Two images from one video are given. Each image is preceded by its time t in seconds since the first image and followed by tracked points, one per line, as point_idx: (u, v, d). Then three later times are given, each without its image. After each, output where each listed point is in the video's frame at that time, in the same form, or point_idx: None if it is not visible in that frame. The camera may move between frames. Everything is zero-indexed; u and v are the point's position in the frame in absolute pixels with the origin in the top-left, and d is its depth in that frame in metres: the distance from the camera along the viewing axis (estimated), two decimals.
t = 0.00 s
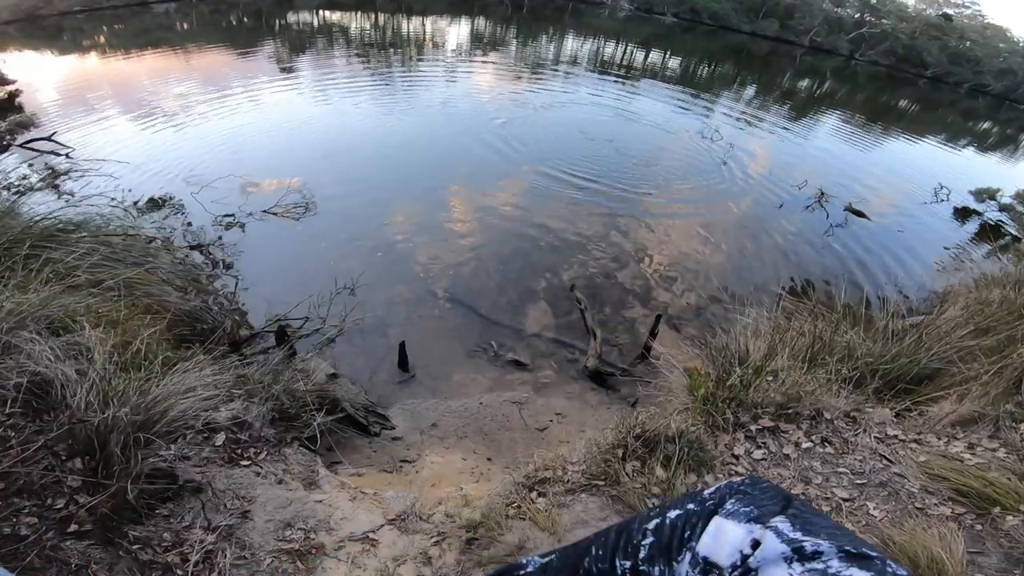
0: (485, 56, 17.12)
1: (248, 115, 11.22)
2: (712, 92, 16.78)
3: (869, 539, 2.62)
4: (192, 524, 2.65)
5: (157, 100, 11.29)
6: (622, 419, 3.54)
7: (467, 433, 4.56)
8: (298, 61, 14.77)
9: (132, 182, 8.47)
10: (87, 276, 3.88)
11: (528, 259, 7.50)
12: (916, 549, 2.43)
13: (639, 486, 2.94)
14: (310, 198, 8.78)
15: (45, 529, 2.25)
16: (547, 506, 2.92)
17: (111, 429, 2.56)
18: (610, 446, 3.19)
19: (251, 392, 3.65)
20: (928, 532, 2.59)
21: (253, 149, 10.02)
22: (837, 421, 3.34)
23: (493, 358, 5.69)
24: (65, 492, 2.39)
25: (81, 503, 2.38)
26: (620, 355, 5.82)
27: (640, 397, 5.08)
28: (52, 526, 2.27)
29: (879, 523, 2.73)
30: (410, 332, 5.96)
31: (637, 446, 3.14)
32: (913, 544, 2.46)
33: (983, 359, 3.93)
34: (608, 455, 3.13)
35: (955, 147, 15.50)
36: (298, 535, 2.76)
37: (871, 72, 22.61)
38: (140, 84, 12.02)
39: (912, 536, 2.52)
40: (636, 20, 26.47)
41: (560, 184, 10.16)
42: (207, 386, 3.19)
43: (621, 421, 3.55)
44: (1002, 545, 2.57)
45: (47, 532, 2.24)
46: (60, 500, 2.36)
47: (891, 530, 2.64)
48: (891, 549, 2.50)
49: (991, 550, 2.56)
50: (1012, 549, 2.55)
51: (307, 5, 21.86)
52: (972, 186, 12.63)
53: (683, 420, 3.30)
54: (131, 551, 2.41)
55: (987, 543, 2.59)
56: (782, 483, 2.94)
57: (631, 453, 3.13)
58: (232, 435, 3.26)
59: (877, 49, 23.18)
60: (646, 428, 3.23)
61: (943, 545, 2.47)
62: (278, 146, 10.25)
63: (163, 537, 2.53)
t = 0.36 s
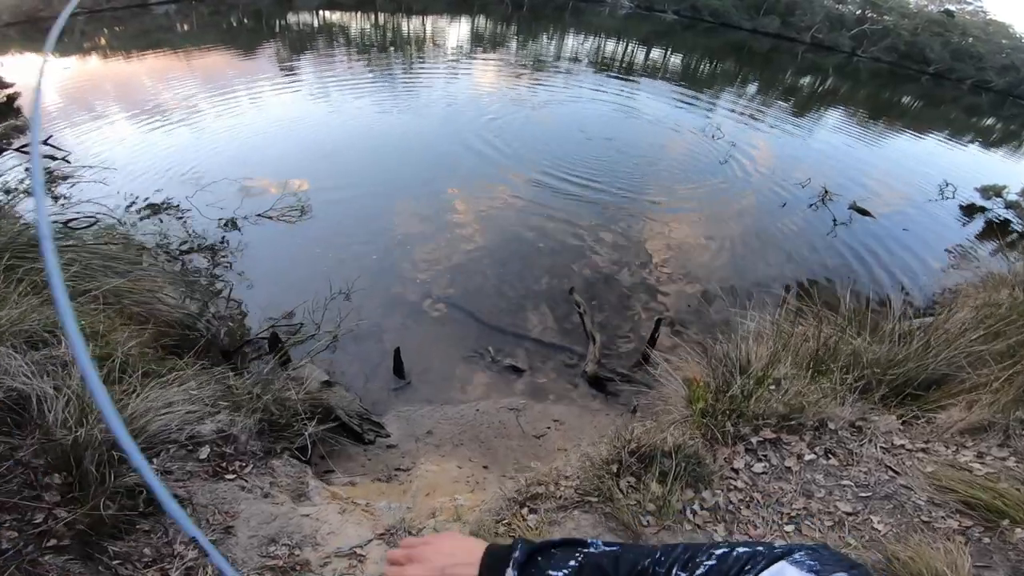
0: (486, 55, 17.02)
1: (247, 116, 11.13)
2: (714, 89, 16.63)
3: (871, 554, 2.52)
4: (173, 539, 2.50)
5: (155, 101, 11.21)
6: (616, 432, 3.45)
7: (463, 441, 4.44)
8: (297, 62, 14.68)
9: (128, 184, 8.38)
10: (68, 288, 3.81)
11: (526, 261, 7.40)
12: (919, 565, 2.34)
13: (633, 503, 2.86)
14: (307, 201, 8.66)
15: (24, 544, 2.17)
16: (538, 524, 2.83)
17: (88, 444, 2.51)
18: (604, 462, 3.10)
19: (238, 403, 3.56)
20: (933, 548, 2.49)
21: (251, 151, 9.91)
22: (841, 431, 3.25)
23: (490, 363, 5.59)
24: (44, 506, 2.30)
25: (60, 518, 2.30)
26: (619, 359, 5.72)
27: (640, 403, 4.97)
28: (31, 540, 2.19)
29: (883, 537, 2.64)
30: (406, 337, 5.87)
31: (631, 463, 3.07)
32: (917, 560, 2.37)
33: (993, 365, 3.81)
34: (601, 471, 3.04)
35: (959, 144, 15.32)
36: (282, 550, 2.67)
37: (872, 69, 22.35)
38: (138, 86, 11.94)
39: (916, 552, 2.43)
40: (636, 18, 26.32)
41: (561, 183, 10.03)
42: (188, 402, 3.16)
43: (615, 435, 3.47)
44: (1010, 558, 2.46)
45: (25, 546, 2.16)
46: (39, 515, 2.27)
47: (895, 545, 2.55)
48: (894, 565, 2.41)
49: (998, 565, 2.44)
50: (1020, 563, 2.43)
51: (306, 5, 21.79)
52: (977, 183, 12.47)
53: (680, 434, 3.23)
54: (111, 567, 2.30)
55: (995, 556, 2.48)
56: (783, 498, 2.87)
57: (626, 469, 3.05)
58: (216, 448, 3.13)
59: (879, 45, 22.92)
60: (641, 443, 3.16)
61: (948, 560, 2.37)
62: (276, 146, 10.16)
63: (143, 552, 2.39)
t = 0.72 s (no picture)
0: (477, 54, 16.97)
1: (238, 120, 11.05)
2: (707, 84, 16.61)
3: (869, 555, 2.48)
4: (159, 547, 2.51)
5: (145, 106, 11.12)
6: (606, 434, 3.45)
7: (457, 444, 4.40)
8: (288, 64, 14.61)
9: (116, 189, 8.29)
10: (50, 297, 3.72)
11: (521, 261, 7.35)
12: (917, 567, 2.29)
13: (624, 506, 2.85)
14: (298, 204, 8.57)
15: (11, 553, 2.12)
16: (527, 529, 2.83)
17: (70, 453, 2.45)
18: (593, 464, 3.09)
19: (225, 411, 3.51)
20: (931, 547, 2.45)
21: (243, 155, 9.84)
22: (836, 428, 3.24)
23: (484, 364, 5.55)
24: (30, 516, 2.26)
25: (46, 526, 2.25)
26: (614, 358, 5.68)
27: (635, 401, 4.94)
28: (18, 549, 2.15)
29: (880, 537, 2.60)
30: (399, 340, 5.82)
31: (621, 465, 3.05)
32: (916, 561, 2.32)
33: (990, 356, 3.78)
34: (591, 474, 3.02)
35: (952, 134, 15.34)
36: (269, 559, 2.62)
37: (863, 61, 22.40)
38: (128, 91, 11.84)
39: (915, 552, 2.39)
40: (628, 14, 26.32)
41: (555, 180, 9.98)
42: (173, 410, 3.09)
43: (604, 436, 3.46)
44: (1013, 556, 2.39)
45: (14, 554, 2.13)
46: (25, 524, 2.23)
47: (892, 545, 2.51)
48: (892, 567, 2.37)
49: (999, 563, 2.37)
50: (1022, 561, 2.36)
51: (296, 8, 21.72)
52: (970, 172, 12.47)
53: (670, 434, 3.22)
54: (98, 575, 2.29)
55: (996, 555, 2.42)
56: (778, 497, 2.84)
57: (615, 471, 3.03)
58: (203, 456, 3.08)
59: (869, 38, 22.96)
60: (630, 445, 3.15)
61: (946, 559, 2.33)
62: (267, 150, 10.08)
63: (129, 560, 2.39)
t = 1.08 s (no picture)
0: (465, 52, 16.98)
1: (226, 121, 11.01)
2: (694, 78, 16.72)
3: (851, 536, 2.57)
4: (156, 538, 2.57)
5: (130, 110, 11.04)
6: (592, 418, 3.52)
7: (450, 436, 4.46)
8: (274, 65, 14.52)
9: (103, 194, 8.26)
10: (42, 298, 3.74)
11: (511, 257, 7.42)
12: (896, 548, 2.38)
13: (609, 489, 2.92)
14: (287, 204, 8.58)
15: (11, 547, 2.20)
16: (515, 513, 2.90)
17: (66, 447, 2.51)
18: (578, 449, 3.16)
19: (219, 406, 3.55)
20: (910, 528, 2.54)
21: (232, 157, 9.82)
22: (817, 411, 3.33)
23: (475, 358, 5.61)
24: (29, 510, 2.33)
25: (45, 519, 2.32)
26: (604, 349, 5.76)
27: (625, 390, 5.02)
28: (18, 543, 2.23)
29: (861, 518, 2.69)
30: (391, 336, 5.87)
31: (605, 449, 3.13)
32: (895, 543, 2.41)
33: (968, 339, 3.89)
34: (576, 458, 3.10)
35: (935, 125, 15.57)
36: (265, 547, 2.67)
37: (847, 55, 22.54)
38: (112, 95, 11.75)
39: (894, 533, 2.48)
40: (615, 10, 26.41)
41: (545, 177, 10.02)
42: (167, 404, 3.12)
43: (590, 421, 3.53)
44: (993, 539, 2.49)
45: (14, 548, 2.21)
46: (25, 518, 2.30)
47: (873, 527, 2.60)
48: (872, 549, 2.46)
49: (980, 545, 2.48)
50: (1002, 541, 2.47)
51: (282, 9, 21.63)
52: (954, 161, 12.66)
53: (654, 418, 3.29)
54: (98, 566, 2.36)
55: (977, 537, 2.51)
56: (760, 480, 2.93)
57: (600, 455, 3.11)
58: (198, 449, 3.11)
59: (853, 31, 23.08)
60: (614, 429, 3.22)
61: (925, 540, 2.41)
62: (256, 151, 10.07)
63: (127, 551, 2.46)
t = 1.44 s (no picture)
0: (450, 50, 17.05)
1: (211, 123, 11.04)
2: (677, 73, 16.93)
3: (829, 498, 2.72)
4: (161, 514, 2.66)
5: (113, 113, 11.01)
6: (576, 389, 3.70)
7: (443, 419, 4.57)
8: (257, 66, 14.49)
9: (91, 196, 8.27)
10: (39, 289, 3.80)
11: (499, 250, 7.57)
12: (871, 508, 2.52)
13: (595, 453, 3.07)
14: (277, 201, 8.65)
15: (21, 525, 2.28)
16: (506, 478, 3.04)
17: (73, 425, 2.58)
18: (565, 416, 3.35)
19: (218, 389, 3.64)
20: (884, 489, 2.70)
21: (220, 159, 9.84)
22: (792, 379, 3.50)
23: (466, 344, 5.74)
24: (36, 489, 2.40)
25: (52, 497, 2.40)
26: (592, 333, 5.91)
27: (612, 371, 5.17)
28: (27, 521, 2.31)
29: (837, 482, 2.84)
30: (384, 325, 5.98)
31: (589, 415, 3.31)
32: (870, 503, 2.55)
33: (936, 310, 4.09)
34: (563, 425, 3.27)
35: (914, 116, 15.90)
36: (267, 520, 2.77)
37: (828, 49, 22.94)
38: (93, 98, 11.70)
39: (868, 494, 2.63)
40: (598, 6, 26.58)
41: (533, 172, 10.16)
42: (168, 385, 3.20)
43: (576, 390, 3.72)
44: (967, 503, 2.66)
45: (23, 526, 2.29)
46: (33, 496, 2.38)
47: (849, 489, 2.75)
48: (850, 510, 2.60)
49: (955, 510, 2.64)
50: (977, 507, 2.64)
51: (263, 10, 21.54)
52: (930, 150, 12.98)
53: (636, 387, 3.45)
54: (105, 541, 2.45)
55: (951, 501, 2.68)
56: (740, 445, 3.08)
57: (586, 421, 3.28)
58: (199, 429, 3.21)
59: (833, 25, 23.49)
60: (597, 396, 3.41)
61: (899, 501, 2.56)
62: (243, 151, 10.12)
63: (133, 526, 2.55)
